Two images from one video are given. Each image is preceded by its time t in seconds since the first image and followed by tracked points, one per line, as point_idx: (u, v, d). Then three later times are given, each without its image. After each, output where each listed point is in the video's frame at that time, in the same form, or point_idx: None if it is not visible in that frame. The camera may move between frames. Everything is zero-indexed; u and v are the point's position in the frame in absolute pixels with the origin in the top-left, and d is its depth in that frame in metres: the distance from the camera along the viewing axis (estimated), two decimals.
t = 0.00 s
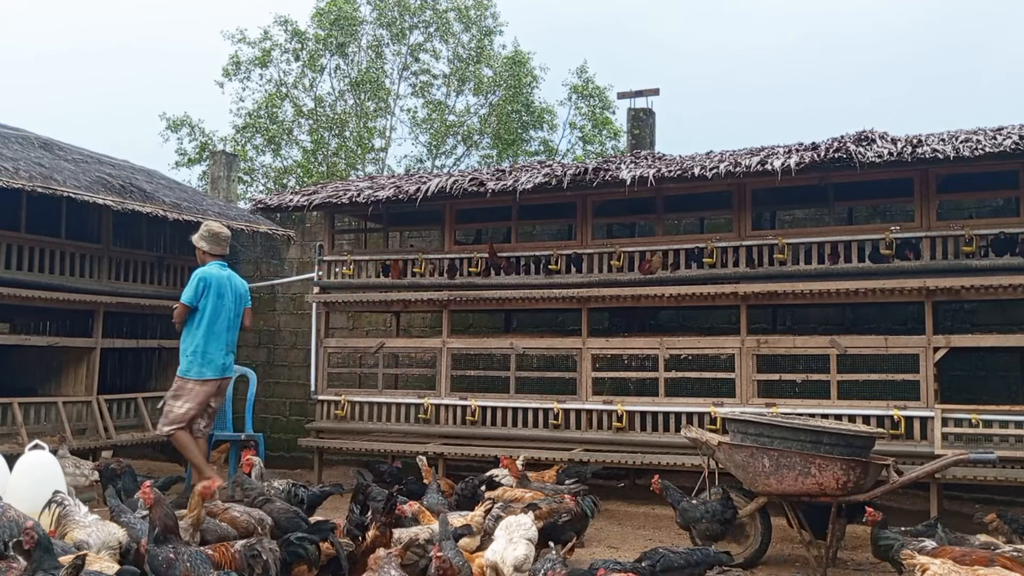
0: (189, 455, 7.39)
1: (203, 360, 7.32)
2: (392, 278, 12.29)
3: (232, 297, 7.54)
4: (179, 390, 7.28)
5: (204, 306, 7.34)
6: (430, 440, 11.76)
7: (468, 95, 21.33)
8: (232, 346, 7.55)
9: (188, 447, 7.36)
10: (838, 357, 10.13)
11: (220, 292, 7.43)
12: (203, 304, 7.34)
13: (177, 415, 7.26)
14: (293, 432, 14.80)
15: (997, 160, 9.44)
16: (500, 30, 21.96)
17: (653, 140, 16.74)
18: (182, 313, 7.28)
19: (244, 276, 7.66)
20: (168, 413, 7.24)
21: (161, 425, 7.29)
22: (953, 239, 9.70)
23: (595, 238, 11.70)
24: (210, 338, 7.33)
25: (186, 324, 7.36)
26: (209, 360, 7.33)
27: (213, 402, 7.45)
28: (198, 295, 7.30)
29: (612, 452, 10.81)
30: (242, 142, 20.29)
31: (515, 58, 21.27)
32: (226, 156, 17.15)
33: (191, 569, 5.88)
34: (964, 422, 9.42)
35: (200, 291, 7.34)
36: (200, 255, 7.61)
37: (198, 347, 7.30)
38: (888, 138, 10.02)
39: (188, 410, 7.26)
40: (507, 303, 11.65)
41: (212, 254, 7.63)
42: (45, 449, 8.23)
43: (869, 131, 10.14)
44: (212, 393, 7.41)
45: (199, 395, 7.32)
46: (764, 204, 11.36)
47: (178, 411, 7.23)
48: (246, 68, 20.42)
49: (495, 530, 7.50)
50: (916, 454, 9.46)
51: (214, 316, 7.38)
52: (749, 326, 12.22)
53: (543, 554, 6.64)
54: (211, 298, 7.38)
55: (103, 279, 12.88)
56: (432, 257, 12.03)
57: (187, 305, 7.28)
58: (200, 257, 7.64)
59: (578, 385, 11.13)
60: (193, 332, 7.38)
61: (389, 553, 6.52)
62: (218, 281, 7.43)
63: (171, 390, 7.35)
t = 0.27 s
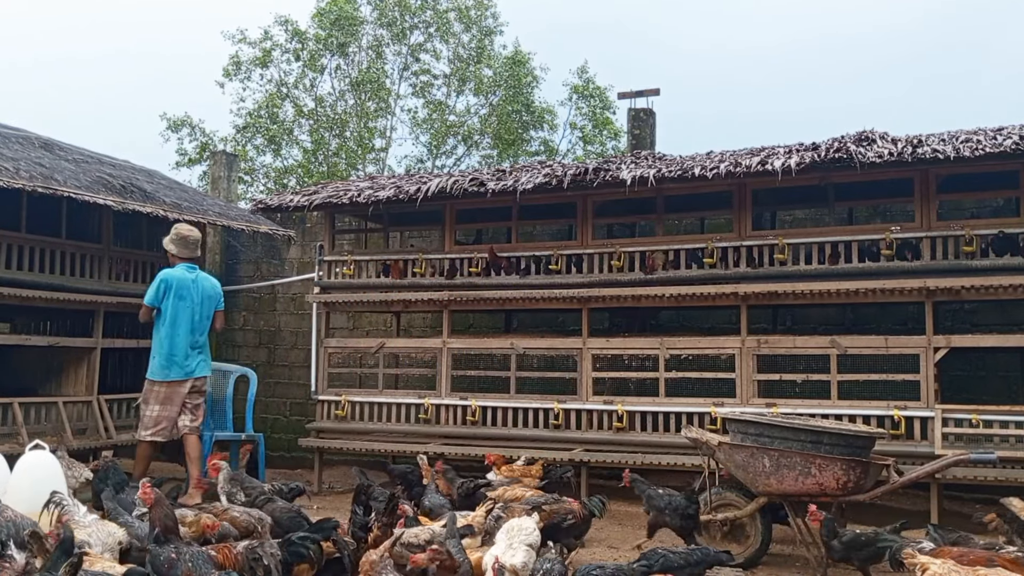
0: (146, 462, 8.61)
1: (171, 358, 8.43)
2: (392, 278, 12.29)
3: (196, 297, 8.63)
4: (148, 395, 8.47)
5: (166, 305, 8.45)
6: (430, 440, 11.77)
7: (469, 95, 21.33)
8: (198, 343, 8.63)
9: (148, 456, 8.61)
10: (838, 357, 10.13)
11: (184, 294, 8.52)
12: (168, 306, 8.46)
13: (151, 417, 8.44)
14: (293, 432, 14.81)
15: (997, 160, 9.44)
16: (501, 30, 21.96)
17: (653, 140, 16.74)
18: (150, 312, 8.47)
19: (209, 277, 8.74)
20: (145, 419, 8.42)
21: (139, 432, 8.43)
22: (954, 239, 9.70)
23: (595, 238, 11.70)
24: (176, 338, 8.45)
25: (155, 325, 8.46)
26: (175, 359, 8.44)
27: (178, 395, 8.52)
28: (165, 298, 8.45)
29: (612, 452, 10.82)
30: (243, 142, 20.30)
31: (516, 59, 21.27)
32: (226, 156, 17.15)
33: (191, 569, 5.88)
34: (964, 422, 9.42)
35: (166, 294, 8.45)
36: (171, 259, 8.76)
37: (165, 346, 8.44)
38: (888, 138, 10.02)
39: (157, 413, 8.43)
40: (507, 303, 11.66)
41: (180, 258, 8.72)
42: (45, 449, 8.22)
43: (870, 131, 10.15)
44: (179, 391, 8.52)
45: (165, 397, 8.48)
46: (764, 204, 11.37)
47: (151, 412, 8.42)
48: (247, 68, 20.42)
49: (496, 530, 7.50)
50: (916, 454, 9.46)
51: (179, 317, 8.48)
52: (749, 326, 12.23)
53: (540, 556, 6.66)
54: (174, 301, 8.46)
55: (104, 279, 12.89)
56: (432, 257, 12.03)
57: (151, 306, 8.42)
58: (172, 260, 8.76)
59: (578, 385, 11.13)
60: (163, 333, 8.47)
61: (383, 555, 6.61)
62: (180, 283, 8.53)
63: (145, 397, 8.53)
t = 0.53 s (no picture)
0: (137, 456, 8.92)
1: (146, 353, 8.91)
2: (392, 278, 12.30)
3: (166, 293, 9.09)
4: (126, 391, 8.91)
5: (139, 302, 9.02)
6: (430, 440, 11.78)
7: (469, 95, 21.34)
8: (173, 339, 9.05)
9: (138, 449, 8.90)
10: (838, 357, 10.14)
11: (156, 292, 9.04)
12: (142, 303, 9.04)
13: (128, 414, 8.86)
14: (293, 432, 14.83)
15: (996, 160, 9.45)
16: (501, 30, 21.98)
17: (653, 140, 16.76)
18: (125, 310, 9.08)
19: (184, 276, 9.22)
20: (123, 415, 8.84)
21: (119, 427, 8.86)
22: (954, 239, 9.71)
23: (595, 238, 11.71)
24: (149, 333, 8.93)
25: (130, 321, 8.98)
26: (149, 353, 8.91)
27: (150, 390, 8.94)
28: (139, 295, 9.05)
29: (612, 452, 10.83)
30: (243, 142, 20.31)
31: (515, 59, 21.29)
32: (226, 156, 17.16)
33: (191, 568, 5.93)
34: (964, 422, 9.43)
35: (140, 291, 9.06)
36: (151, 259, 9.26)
37: (140, 342, 8.92)
38: (888, 138, 10.03)
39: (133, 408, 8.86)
40: (507, 303, 11.68)
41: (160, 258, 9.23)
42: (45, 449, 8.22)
43: (869, 131, 10.16)
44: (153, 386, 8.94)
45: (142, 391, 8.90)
46: (763, 204, 11.38)
47: (128, 409, 8.83)
48: (247, 68, 20.43)
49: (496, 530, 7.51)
50: (916, 454, 9.47)
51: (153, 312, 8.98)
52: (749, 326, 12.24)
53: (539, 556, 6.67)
54: (147, 299, 9.01)
55: (104, 279, 12.90)
56: (432, 257, 12.04)
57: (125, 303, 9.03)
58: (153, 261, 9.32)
59: (578, 385, 11.14)
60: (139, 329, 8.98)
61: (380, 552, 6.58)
62: (151, 281, 9.05)
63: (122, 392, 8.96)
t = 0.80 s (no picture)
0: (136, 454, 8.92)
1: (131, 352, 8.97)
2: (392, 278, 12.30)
3: (154, 295, 9.20)
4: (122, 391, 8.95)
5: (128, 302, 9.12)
6: (430, 440, 11.78)
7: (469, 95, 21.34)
8: (160, 340, 9.12)
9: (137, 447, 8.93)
10: (838, 357, 10.15)
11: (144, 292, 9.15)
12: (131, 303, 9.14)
13: (124, 413, 8.90)
14: (293, 432, 14.83)
15: (996, 161, 9.46)
16: (500, 30, 21.98)
17: (653, 140, 16.76)
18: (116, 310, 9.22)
19: (171, 279, 9.31)
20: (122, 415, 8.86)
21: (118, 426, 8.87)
22: (953, 239, 9.71)
23: (595, 238, 11.71)
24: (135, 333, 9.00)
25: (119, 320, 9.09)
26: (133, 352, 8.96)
27: (144, 387, 9.04)
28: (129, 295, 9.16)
29: (612, 452, 10.84)
30: (243, 142, 20.31)
31: (515, 59, 21.30)
32: (226, 156, 17.16)
33: (192, 568, 5.91)
34: (964, 422, 9.43)
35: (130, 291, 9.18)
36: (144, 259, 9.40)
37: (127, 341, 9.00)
38: (888, 139, 10.04)
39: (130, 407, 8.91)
40: (507, 303, 11.68)
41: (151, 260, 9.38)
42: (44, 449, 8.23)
43: (869, 131, 10.16)
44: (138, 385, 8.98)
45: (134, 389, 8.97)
46: (763, 205, 11.39)
47: (124, 408, 8.87)
48: (247, 68, 20.43)
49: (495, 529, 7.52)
50: (916, 454, 9.47)
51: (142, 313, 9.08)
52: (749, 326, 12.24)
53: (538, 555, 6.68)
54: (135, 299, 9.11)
55: (104, 279, 12.91)
56: (432, 257, 12.04)
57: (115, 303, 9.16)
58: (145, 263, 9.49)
59: (578, 384, 11.15)
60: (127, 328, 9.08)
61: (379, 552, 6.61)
62: (139, 282, 9.17)
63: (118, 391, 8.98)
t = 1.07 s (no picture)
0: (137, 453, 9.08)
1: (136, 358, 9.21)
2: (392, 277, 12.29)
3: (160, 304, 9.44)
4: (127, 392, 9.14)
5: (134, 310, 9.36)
6: (430, 440, 11.77)
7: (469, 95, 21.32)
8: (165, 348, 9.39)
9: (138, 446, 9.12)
10: (838, 357, 10.14)
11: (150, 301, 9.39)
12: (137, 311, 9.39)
13: (127, 413, 9.06)
14: (293, 432, 14.82)
15: (996, 160, 9.45)
16: (500, 30, 21.96)
17: (653, 140, 16.75)
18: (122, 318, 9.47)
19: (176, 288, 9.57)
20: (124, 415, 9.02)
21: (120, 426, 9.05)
22: (953, 239, 9.70)
23: (595, 238, 11.70)
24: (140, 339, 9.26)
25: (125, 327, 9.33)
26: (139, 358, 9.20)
27: (151, 392, 9.23)
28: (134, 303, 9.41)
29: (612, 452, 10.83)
30: (242, 142, 20.30)
31: (515, 58, 21.28)
32: (226, 156, 17.15)
33: (191, 567, 5.94)
34: (964, 422, 9.42)
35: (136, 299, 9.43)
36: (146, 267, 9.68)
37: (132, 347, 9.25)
38: (888, 138, 10.03)
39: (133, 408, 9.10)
40: (507, 304, 11.67)
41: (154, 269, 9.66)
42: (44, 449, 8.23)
43: (869, 131, 10.15)
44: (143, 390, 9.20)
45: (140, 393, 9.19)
46: (763, 204, 11.38)
47: (127, 409, 9.04)
48: (247, 67, 20.41)
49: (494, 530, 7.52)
50: (916, 454, 9.46)
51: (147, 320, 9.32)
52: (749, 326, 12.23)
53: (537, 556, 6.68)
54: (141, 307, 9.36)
55: (104, 279, 12.90)
56: (432, 257, 12.02)
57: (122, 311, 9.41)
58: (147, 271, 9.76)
59: (578, 384, 11.14)
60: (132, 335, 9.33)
61: (379, 549, 6.64)
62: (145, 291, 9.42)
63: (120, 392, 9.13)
